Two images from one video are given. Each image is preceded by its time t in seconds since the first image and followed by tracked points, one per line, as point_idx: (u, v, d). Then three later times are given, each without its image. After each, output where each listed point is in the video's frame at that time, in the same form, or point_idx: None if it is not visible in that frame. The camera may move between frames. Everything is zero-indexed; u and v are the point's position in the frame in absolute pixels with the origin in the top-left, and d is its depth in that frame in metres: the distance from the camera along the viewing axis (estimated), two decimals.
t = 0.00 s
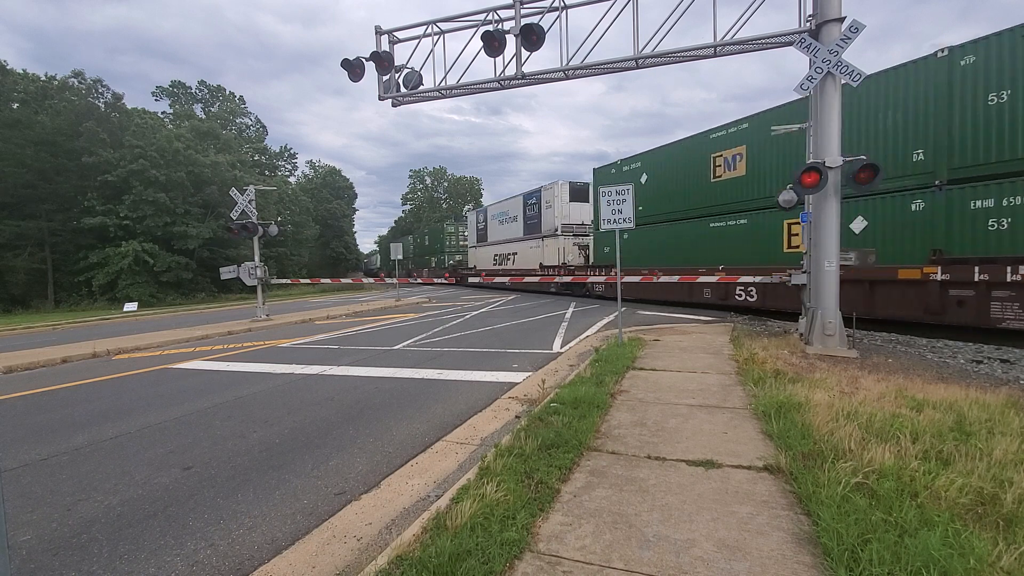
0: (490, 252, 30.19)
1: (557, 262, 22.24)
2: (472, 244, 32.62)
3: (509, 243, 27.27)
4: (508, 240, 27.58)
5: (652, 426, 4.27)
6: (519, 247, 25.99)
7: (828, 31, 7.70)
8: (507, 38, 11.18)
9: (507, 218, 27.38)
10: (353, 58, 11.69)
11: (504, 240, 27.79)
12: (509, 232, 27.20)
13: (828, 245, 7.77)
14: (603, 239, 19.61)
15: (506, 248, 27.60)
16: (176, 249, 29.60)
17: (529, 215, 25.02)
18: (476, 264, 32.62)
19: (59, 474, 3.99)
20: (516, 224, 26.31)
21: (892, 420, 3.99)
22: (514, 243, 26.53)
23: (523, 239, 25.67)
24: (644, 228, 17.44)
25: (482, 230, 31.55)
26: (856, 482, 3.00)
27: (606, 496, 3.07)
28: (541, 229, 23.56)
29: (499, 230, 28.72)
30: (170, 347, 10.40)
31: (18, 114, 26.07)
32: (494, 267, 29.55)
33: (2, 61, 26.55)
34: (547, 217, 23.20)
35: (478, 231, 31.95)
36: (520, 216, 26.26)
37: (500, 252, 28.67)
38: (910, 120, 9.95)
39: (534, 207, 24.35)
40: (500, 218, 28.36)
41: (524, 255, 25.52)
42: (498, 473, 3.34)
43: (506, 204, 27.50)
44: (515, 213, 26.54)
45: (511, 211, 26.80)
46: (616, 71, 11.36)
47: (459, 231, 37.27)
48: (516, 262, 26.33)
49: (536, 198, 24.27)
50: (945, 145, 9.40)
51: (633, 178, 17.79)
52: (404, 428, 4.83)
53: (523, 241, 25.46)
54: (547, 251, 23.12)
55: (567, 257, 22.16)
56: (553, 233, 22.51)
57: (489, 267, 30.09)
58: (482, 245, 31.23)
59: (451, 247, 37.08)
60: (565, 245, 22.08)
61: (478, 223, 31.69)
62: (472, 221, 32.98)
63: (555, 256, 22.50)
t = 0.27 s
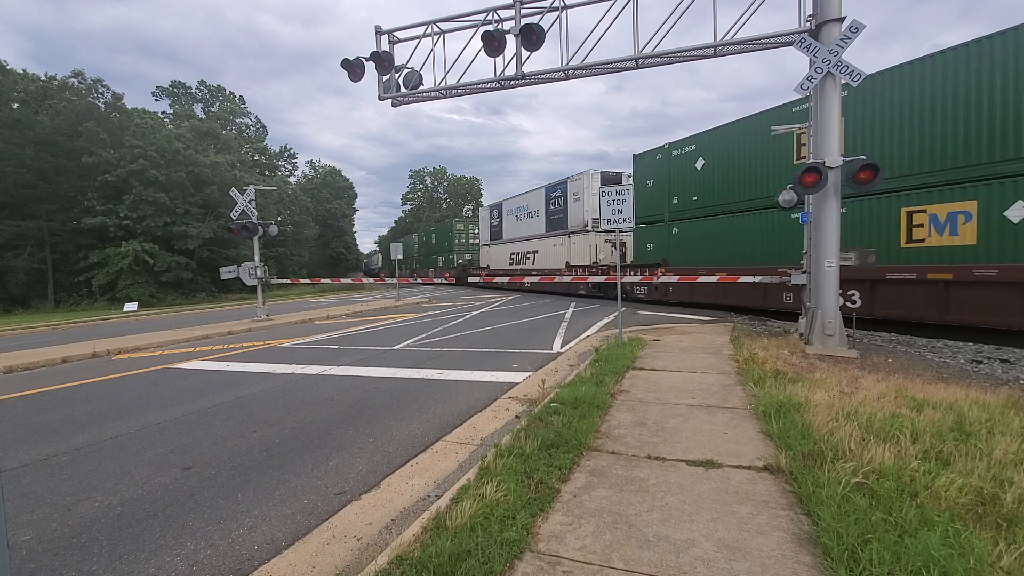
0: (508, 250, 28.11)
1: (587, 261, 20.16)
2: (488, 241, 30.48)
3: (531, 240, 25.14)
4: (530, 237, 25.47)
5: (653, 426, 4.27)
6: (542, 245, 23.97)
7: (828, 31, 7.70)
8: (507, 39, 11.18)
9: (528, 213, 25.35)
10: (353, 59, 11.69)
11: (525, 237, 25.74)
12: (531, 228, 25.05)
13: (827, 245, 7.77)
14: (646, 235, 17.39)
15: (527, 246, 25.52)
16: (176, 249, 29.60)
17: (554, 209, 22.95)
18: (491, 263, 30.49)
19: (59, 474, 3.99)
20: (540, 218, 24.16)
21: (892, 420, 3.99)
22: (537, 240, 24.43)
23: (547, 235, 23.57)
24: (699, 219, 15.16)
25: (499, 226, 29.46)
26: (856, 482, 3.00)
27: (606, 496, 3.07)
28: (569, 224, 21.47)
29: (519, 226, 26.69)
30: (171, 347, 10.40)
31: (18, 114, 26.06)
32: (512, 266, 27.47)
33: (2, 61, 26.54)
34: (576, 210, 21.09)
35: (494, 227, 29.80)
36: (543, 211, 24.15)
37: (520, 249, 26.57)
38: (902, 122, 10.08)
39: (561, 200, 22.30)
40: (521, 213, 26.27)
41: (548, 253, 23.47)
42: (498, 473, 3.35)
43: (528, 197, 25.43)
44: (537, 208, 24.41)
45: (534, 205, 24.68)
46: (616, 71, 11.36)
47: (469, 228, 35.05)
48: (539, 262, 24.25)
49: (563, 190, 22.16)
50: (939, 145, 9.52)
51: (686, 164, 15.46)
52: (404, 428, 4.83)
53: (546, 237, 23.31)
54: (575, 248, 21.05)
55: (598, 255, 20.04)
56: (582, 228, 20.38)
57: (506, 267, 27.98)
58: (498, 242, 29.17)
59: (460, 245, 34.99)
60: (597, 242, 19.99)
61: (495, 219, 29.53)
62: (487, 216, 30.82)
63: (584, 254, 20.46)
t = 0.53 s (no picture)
0: (526, 248, 25.90)
1: (626, 261, 17.96)
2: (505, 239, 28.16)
3: (555, 238, 22.93)
4: (553, 234, 23.26)
5: (652, 426, 4.27)
6: (569, 242, 21.75)
7: (828, 31, 7.70)
8: (507, 38, 11.18)
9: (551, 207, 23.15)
10: (353, 58, 11.69)
11: (547, 235, 23.50)
12: (555, 224, 22.85)
13: (828, 245, 7.77)
14: (704, 229, 14.95)
15: (550, 243, 23.23)
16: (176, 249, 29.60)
17: (583, 202, 20.75)
18: (507, 262, 28.23)
19: (59, 473, 3.99)
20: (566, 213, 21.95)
21: (891, 420, 3.99)
22: (563, 237, 22.20)
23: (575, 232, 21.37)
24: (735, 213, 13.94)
25: (516, 223, 27.22)
26: (856, 482, 3.00)
27: (606, 496, 3.07)
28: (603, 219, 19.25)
29: (538, 223, 24.54)
30: (170, 347, 10.40)
31: (18, 114, 26.05)
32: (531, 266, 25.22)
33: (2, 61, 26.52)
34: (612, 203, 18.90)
35: (510, 224, 27.57)
36: (570, 205, 21.95)
37: (541, 247, 24.34)
38: (897, 125, 10.14)
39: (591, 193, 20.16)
40: (543, 208, 24.01)
41: (576, 251, 21.29)
42: (498, 473, 3.35)
43: (551, 189, 23.22)
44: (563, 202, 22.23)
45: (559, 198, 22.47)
46: (616, 71, 11.36)
47: (479, 225, 33.71)
48: (565, 261, 22.03)
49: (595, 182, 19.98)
50: (934, 146, 9.57)
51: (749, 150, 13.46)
52: (404, 428, 4.83)
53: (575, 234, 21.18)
54: (611, 245, 18.87)
55: (638, 253, 17.85)
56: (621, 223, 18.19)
57: (525, 266, 25.76)
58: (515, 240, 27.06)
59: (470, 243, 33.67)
60: (637, 238, 17.84)
61: (511, 214, 27.32)
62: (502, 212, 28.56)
63: (621, 252, 18.27)
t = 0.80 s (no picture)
0: (547, 246, 23.60)
1: (677, 259, 15.76)
2: (520, 237, 25.99)
3: (583, 234, 20.69)
4: (580, 230, 21.05)
5: (652, 426, 4.27)
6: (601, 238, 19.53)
7: (828, 31, 7.70)
8: (507, 38, 11.17)
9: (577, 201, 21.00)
10: (353, 58, 11.67)
11: (574, 231, 21.30)
12: (582, 220, 20.70)
13: (828, 244, 7.77)
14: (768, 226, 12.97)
15: (578, 240, 20.98)
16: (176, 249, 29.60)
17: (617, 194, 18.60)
18: (523, 263, 26.05)
19: (59, 473, 3.99)
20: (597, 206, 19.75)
21: (892, 420, 3.99)
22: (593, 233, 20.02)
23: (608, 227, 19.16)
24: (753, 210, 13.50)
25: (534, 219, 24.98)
26: (856, 482, 3.00)
27: (606, 496, 3.07)
28: (644, 213, 17.10)
29: (560, 219, 22.35)
30: (170, 347, 10.40)
31: (18, 114, 26.04)
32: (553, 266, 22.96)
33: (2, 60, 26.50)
34: (654, 194, 16.72)
35: (527, 220, 25.33)
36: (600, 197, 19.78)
37: (564, 245, 22.12)
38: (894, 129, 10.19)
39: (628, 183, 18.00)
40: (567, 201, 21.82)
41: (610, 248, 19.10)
42: (498, 473, 3.35)
43: (576, 181, 21.03)
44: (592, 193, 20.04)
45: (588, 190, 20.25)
46: (616, 71, 11.35)
47: (491, 222, 32.78)
48: (597, 260, 19.78)
49: (632, 170, 17.84)
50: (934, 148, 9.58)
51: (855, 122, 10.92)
52: (404, 428, 4.83)
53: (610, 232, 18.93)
54: (656, 241, 16.69)
55: (691, 250, 15.68)
56: (668, 216, 16.03)
57: (546, 266, 23.56)
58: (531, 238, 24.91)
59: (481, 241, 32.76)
60: (689, 233, 15.67)
61: (528, 210, 25.20)
62: (518, 208, 26.43)
63: (670, 249, 16.03)
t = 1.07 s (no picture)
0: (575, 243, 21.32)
1: (747, 256, 13.22)
2: (545, 234, 23.71)
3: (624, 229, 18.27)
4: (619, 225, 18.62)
5: (652, 426, 4.27)
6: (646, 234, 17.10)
7: (828, 31, 7.70)
8: (507, 39, 11.18)
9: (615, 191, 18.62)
10: (353, 58, 11.68)
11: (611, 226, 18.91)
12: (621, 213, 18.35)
13: (828, 244, 7.76)
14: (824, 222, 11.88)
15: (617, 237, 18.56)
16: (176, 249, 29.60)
17: (665, 183, 16.30)
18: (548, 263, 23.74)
19: (59, 473, 3.99)
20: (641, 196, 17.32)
21: (892, 420, 3.99)
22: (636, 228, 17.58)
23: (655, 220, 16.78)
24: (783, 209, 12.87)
25: (559, 214, 22.82)
26: (856, 482, 3.00)
27: (606, 496, 3.07)
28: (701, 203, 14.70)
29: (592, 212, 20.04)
30: (170, 347, 10.40)
31: (18, 114, 26.04)
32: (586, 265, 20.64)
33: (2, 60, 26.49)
34: (713, 181, 14.27)
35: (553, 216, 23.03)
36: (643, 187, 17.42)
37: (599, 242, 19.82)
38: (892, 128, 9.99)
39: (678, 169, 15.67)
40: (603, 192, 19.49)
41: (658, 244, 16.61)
42: (498, 473, 3.35)
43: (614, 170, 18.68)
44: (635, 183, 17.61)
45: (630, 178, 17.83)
46: (616, 71, 11.36)
47: (504, 218, 31.74)
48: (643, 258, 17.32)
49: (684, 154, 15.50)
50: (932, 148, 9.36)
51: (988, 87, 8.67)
52: (404, 428, 4.83)
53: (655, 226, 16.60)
54: (717, 237, 14.24)
55: (763, 246, 13.16)
56: (735, 206, 13.56)
57: (577, 265, 21.28)
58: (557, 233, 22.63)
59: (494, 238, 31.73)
60: (760, 226, 13.18)
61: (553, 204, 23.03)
62: (541, 204, 24.26)
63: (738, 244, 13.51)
